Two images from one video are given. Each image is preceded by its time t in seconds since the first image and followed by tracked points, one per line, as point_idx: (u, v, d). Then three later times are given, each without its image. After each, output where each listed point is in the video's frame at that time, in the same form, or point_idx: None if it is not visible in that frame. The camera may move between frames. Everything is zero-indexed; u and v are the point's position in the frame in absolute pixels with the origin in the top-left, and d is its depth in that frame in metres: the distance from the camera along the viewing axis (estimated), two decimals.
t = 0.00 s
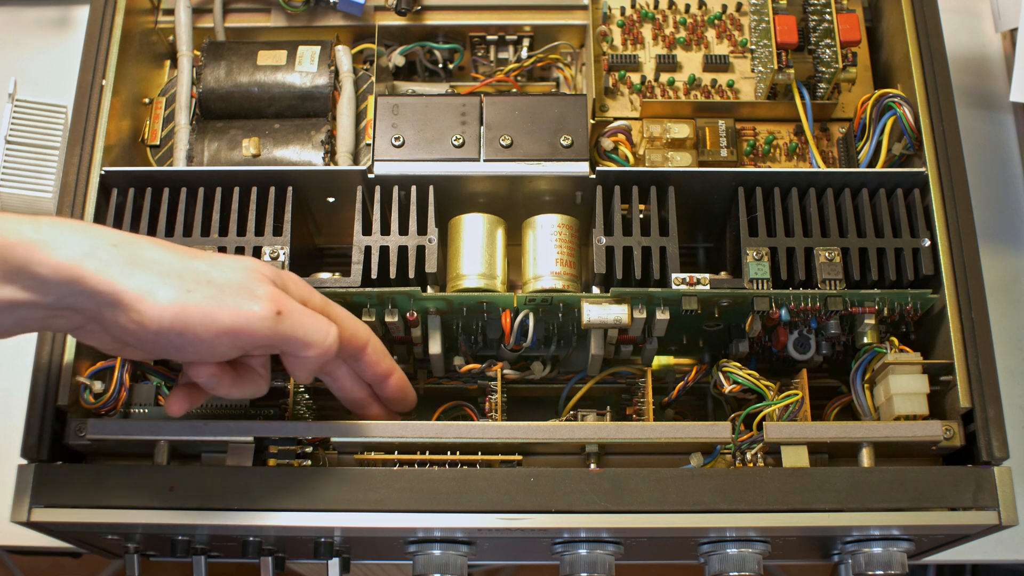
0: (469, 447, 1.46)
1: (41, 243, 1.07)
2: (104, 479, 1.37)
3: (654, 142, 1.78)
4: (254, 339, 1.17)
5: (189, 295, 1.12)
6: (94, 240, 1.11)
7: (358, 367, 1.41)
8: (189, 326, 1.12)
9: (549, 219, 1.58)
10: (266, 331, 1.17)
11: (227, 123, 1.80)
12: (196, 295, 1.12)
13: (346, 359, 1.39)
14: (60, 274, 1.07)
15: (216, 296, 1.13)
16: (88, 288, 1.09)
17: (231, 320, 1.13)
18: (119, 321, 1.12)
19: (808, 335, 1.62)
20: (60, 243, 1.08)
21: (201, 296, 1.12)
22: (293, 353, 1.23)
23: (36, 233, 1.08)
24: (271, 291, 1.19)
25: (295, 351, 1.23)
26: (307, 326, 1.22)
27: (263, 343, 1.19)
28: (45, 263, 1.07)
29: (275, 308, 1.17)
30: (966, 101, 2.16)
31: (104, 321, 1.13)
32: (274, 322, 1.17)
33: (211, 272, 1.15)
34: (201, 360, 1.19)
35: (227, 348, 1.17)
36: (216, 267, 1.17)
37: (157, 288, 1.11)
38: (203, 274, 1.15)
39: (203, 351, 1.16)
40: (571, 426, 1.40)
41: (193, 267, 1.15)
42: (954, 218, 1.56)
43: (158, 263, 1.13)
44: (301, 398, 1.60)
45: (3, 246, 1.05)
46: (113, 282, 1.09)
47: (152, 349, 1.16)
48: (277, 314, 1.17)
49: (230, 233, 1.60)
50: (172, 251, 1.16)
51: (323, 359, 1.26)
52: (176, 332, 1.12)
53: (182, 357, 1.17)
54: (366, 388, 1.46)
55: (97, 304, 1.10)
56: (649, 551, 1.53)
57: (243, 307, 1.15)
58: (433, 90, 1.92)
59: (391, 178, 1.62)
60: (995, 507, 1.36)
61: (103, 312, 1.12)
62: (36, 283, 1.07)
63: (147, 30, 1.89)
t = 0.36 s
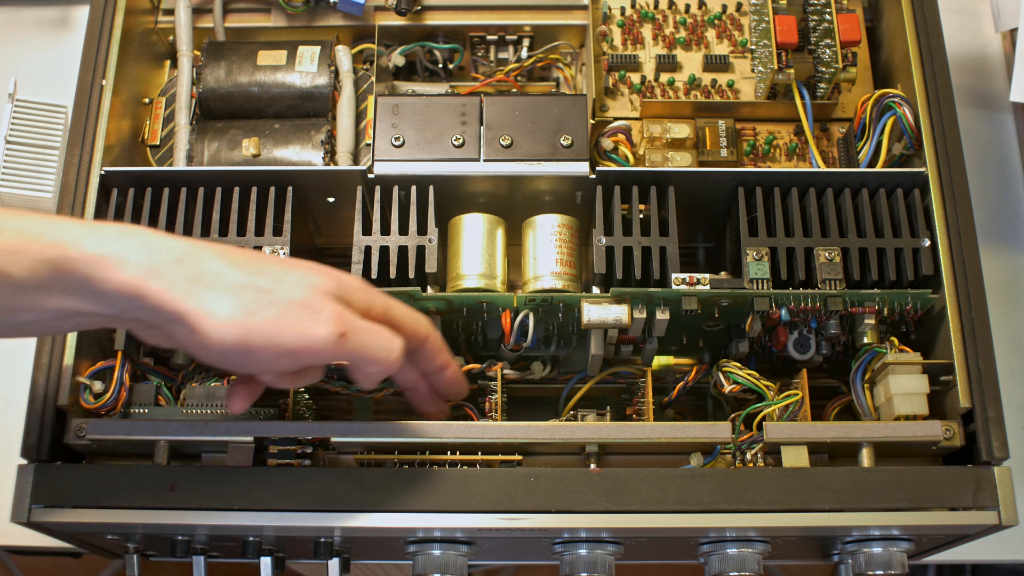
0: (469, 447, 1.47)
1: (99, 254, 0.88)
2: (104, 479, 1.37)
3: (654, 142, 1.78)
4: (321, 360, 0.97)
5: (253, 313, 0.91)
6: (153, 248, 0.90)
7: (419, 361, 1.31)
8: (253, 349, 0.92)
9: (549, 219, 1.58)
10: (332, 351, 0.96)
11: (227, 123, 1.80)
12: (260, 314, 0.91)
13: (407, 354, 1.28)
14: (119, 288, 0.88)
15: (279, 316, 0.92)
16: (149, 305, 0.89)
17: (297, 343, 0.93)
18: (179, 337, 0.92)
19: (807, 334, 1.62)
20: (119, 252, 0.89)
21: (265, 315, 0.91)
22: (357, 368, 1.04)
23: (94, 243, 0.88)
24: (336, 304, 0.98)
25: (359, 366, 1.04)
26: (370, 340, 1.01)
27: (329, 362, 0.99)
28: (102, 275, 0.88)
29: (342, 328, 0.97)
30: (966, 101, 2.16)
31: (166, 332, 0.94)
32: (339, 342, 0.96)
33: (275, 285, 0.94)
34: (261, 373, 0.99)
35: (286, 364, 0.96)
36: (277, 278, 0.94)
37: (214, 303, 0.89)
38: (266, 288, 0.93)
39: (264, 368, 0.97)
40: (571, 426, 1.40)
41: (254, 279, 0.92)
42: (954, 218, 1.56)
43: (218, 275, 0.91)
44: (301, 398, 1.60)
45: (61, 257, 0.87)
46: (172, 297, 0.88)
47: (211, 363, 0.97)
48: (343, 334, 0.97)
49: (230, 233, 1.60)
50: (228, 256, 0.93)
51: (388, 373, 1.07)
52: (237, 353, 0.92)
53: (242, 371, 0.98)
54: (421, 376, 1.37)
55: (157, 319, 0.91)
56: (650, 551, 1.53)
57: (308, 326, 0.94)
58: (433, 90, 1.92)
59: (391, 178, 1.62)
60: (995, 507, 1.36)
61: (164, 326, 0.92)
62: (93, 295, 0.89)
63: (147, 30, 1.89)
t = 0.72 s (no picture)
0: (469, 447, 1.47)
1: (247, 237, 0.89)
2: (104, 478, 1.37)
3: (654, 142, 1.78)
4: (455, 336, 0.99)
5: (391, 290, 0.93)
6: (292, 231, 0.92)
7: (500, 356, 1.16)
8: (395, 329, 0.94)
9: (549, 219, 1.58)
10: (467, 322, 0.98)
11: (227, 123, 1.80)
12: (398, 293, 0.93)
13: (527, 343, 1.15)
14: (263, 273, 0.90)
15: (415, 293, 0.94)
16: (290, 288, 0.91)
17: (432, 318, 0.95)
18: (318, 321, 0.95)
19: (808, 335, 1.62)
20: (261, 236, 0.90)
21: (403, 292, 0.94)
22: (497, 340, 1.08)
23: (240, 225, 0.89)
24: (467, 278, 1.00)
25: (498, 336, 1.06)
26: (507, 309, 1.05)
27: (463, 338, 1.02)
28: (245, 258, 0.89)
29: (475, 297, 0.98)
30: (966, 101, 2.16)
31: (301, 318, 0.96)
32: (476, 313, 0.98)
33: (409, 263, 0.96)
34: (403, 354, 1.03)
35: (424, 341, 0.98)
36: (411, 258, 0.97)
37: (351, 284, 0.92)
38: (400, 268, 0.95)
39: (403, 347, 0.99)
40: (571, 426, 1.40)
41: (390, 259, 0.95)
42: (954, 218, 1.56)
43: (355, 258, 0.94)
44: (301, 398, 1.60)
45: (208, 239, 0.87)
46: (314, 280, 0.91)
47: (350, 346, 0.99)
48: (476, 304, 0.98)
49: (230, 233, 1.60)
50: (360, 241, 0.96)
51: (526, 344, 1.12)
52: (378, 335, 0.95)
53: (379, 351, 1.00)
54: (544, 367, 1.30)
55: (296, 304, 0.93)
56: (649, 551, 1.53)
57: (442, 304, 0.96)
58: (433, 90, 1.92)
59: (392, 177, 1.62)
60: (995, 507, 1.36)
61: (303, 312, 0.95)
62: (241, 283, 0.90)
63: (146, 30, 1.89)
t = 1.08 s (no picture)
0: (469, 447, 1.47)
1: (331, 259, 0.94)
2: (104, 478, 1.37)
3: (654, 142, 1.78)
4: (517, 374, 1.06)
5: (466, 327, 1.00)
6: (375, 256, 0.98)
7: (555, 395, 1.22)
8: (464, 362, 1.01)
9: (549, 219, 1.58)
10: (532, 361, 1.06)
11: (227, 123, 1.80)
12: (473, 327, 1.00)
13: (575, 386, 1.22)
14: (346, 296, 0.95)
15: (489, 329, 1.01)
16: (369, 313, 0.97)
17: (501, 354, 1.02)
18: (390, 346, 1.01)
19: (807, 335, 1.62)
20: (347, 260, 0.95)
21: (478, 327, 1.01)
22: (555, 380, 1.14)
23: (326, 249, 0.94)
24: (537, 319, 1.07)
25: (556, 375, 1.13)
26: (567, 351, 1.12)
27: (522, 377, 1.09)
28: (330, 281, 0.94)
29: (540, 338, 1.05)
30: (966, 101, 2.16)
31: (370, 341, 1.02)
32: (542, 353, 1.06)
33: (484, 301, 1.03)
34: (461, 386, 1.09)
35: (488, 376, 1.05)
36: (486, 295, 1.04)
37: (430, 315, 0.99)
38: (476, 303, 1.02)
39: (467, 381, 1.06)
40: (571, 426, 1.39)
41: (467, 295, 1.02)
42: (954, 218, 1.56)
43: (435, 290, 1.00)
44: (302, 398, 1.60)
45: (290, 260, 0.91)
46: (395, 307, 0.97)
47: (413, 372, 1.05)
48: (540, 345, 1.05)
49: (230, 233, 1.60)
50: (438, 274, 1.03)
51: (581, 386, 1.18)
52: (446, 367, 1.02)
53: (442, 381, 1.06)
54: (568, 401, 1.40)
55: (371, 328, 0.99)
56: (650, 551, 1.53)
57: (512, 344, 1.03)
58: (433, 90, 1.92)
59: (391, 177, 1.62)
60: (995, 507, 1.36)
61: (375, 336, 1.00)
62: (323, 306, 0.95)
63: (146, 30, 1.89)
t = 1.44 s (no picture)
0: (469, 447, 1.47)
1: (339, 268, 0.97)
2: (104, 479, 1.37)
3: (654, 142, 1.78)
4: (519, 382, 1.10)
5: (470, 335, 1.03)
6: (382, 265, 1.01)
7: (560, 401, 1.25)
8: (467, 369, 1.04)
9: (549, 219, 1.58)
10: (535, 368, 1.09)
11: (227, 123, 1.80)
12: (478, 335, 1.04)
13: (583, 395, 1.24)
14: (354, 306, 0.98)
15: (493, 337, 1.05)
16: (377, 321, 1.00)
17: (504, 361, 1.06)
18: (397, 354, 1.04)
19: (807, 335, 1.61)
20: (355, 270, 0.98)
21: (482, 334, 1.04)
22: (560, 388, 1.17)
23: (334, 259, 0.97)
24: (541, 327, 1.11)
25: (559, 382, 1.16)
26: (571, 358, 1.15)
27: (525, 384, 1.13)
28: (338, 290, 0.96)
29: (546, 346, 1.09)
30: (966, 101, 2.16)
31: (375, 348, 1.05)
32: (545, 359, 1.09)
33: (488, 309, 1.07)
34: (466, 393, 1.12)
35: (491, 382, 1.09)
36: (491, 303, 1.08)
37: (436, 322, 1.02)
38: (481, 311, 1.06)
39: (471, 388, 1.09)
40: (571, 426, 1.39)
41: (473, 304, 1.06)
42: (954, 218, 1.56)
43: (441, 299, 1.04)
44: (302, 398, 1.60)
45: (296, 269, 0.93)
46: (402, 315, 1.00)
47: (420, 381, 1.08)
48: (545, 352, 1.09)
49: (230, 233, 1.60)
50: (444, 283, 1.07)
51: (585, 393, 1.21)
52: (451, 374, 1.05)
53: (448, 389, 1.10)
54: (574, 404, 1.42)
55: (378, 336, 1.02)
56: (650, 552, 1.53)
57: (515, 351, 1.07)
58: (433, 90, 1.92)
59: (392, 177, 1.62)
60: (995, 507, 1.36)
61: (381, 343, 1.04)
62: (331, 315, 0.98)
63: (147, 30, 1.89)
